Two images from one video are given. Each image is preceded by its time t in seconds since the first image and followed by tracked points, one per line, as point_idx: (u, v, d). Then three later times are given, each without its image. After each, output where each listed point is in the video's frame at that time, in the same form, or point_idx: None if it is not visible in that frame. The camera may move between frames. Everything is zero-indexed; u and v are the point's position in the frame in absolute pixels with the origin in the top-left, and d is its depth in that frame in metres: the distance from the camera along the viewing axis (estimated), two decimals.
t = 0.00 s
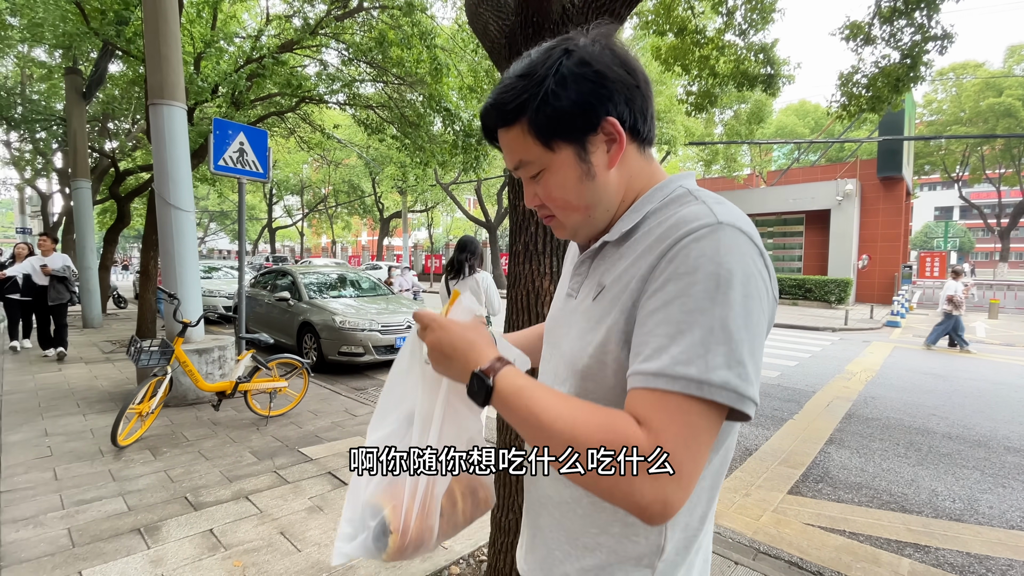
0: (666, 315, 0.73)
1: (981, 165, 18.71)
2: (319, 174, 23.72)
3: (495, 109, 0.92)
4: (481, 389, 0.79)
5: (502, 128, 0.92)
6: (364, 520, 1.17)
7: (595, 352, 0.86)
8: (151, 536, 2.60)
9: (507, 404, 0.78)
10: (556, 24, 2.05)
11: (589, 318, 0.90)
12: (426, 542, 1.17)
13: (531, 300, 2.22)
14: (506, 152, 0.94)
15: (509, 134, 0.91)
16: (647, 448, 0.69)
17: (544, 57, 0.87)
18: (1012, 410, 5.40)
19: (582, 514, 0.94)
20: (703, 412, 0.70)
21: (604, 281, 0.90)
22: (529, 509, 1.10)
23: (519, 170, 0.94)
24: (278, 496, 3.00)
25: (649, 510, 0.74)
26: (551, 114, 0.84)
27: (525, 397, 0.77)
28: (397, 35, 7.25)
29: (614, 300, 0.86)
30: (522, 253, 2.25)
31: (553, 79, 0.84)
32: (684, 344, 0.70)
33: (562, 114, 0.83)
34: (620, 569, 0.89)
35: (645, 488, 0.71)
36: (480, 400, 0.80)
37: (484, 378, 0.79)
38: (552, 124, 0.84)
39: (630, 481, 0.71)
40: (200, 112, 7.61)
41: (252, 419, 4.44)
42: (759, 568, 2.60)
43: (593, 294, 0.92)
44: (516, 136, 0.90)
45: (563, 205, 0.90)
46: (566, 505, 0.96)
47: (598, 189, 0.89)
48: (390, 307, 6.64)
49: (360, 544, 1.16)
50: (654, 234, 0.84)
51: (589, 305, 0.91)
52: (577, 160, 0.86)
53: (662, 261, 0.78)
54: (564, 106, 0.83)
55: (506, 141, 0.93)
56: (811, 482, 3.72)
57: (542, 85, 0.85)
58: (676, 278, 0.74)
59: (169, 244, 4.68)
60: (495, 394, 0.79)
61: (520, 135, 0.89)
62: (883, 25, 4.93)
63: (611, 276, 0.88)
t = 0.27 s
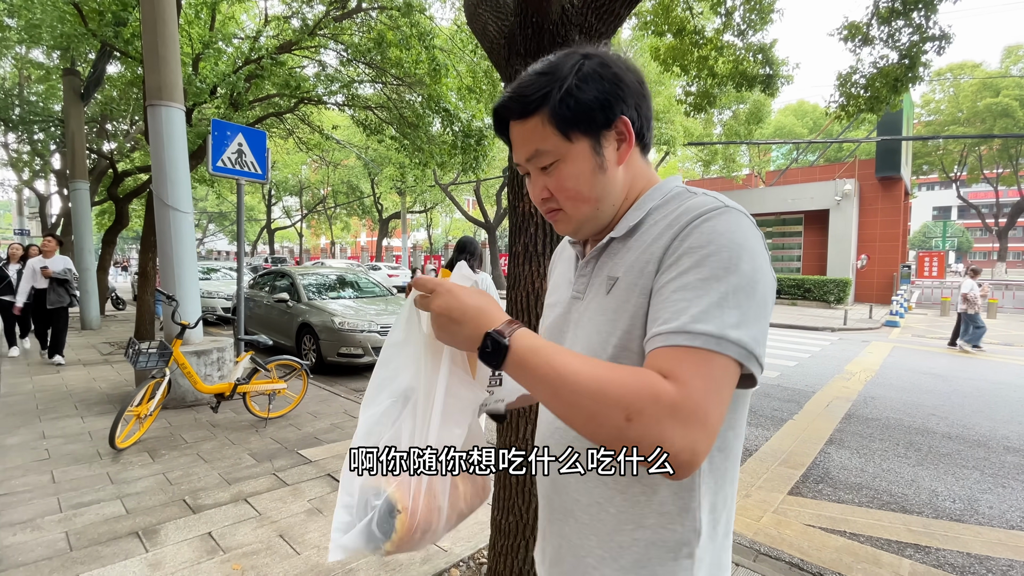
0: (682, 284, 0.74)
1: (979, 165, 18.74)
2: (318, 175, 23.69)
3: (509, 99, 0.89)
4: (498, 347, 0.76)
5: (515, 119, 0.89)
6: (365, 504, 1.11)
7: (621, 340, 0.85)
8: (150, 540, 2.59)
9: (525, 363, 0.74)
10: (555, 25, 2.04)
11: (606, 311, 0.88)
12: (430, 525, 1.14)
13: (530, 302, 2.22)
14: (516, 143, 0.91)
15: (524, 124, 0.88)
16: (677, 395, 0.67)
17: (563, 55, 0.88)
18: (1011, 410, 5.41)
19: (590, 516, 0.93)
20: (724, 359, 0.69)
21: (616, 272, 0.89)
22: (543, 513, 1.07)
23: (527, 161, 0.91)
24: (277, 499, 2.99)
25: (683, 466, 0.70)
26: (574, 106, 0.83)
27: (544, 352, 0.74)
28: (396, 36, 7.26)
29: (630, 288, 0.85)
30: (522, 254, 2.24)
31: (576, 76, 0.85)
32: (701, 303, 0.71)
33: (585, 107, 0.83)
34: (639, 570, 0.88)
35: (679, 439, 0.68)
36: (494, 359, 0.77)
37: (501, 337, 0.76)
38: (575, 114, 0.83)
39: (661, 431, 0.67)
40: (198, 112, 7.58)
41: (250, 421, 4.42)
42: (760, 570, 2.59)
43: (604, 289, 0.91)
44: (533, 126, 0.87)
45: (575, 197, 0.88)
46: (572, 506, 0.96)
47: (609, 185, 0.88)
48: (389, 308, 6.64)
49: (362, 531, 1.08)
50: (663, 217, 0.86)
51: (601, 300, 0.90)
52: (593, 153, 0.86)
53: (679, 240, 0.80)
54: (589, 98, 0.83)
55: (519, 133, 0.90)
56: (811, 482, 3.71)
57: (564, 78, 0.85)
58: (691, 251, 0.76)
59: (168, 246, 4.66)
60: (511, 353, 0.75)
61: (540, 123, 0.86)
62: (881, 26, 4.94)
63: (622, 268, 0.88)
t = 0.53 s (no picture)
0: (706, 264, 0.75)
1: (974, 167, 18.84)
2: (315, 177, 23.67)
3: (517, 90, 0.89)
4: (546, 329, 0.74)
5: (523, 109, 0.88)
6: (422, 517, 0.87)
7: (648, 327, 0.84)
8: (145, 544, 2.57)
9: (576, 345, 0.73)
10: (552, 27, 2.05)
11: (624, 304, 0.88)
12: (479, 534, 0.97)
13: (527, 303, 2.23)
14: (521, 134, 0.90)
15: (535, 113, 0.87)
16: (738, 361, 0.68)
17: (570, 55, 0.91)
18: (1007, 410, 5.43)
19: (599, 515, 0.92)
20: (762, 323, 0.70)
21: (628, 263, 0.89)
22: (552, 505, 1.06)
23: (532, 155, 0.89)
24: (273, 502, 2.98)
25: (749, 431, 0.70)
26: (588, 100, 0.85)
27: (596, 330, 0.73)
28: (393, 39, 7.26)
29: (648, 276, 0.86)
30: (519, 256, 2.25)
31: (585, 75, 0.88)
32: (730, 279, 0.72)
33: (600, 100, 0.86)
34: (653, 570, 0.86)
35: (745, 401, 0.68)
36: (542, 343, 0.74)
37: (549, 317, 0.74)
38: (587, 108, 0.85)
39: (731, 395, 0.67)
40: (195, 115, 7.56)
41: (247, 424, 4.40)
42: (758, 571, 2.59)
43: (615, 282, 0.91)
44: (544, 117, 0.86)
45: (585, 189, 0.88)
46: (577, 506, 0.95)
47: (614, 180, 0.90)
48: (386, 310, 6.63)
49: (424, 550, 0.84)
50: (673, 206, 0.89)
51: (614, 293, 0.90)
52: (604, 146, 0.87)
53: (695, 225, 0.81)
54: (603, 93, 0.86)
55: (526, 124, 0.89)
56: (809, 483, 3.72)
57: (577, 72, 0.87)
58: (708, 234, 0.78)
59: (164, 248, 4.65)
60: (561, 335, 0.73)
61: (553, 115, 0.86)
62: (876, 28, 4.96)
63: (635, 259, 0.88)
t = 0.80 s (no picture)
0: (750, 280, 0.72)
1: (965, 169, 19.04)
2: (309, 180, 23.63)
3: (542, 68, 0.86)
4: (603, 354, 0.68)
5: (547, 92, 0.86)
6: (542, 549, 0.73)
7: (673, 339, 0.81)
8: (137, 550, 2.55)
9: (634, 374, 0.67)
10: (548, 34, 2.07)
11: (645, 316, 0.84)
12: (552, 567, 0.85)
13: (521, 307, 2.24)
14: (542, 117, 0.87)
15: (560, 95, 0.84)
16: (807, 394, 0.64)
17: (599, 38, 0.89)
18: (998, 411, 5.48)
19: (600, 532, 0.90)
20: (817, 348, 0.67)
21: (652, 272, 0.86)
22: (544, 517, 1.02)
23: (553, 141, 0.86)
24: (266, 507, 2.96)
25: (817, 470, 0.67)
26: (620, 87, 0.83)
27: (654, 357, 0.67)
28: (388, 42, 7.28)
29: (676, 289, 0.82)
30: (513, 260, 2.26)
31: (618, 60, 0.85)
32: (780, 298, 0.69)
33: (632, 87, 0.84)
34: None
35: (816, 437, 0.65)
36: (596, 369, 0.68)
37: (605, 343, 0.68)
38: (619, 94, 0.83)
39: (805, 432, 0.64)
40: (188, 118, 7.53)
41: (240, 429, 4.38)
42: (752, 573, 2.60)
43: (636, 293, 0.87)
44: (571, 102, 0.84)
45: (607, 181, 0.86)
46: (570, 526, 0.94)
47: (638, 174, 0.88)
48: (381, 313, 6.61)
49: None
50: (702, 215, 0.86)
51: (636, 305, 0.86)
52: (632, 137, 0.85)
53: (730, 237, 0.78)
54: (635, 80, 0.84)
55: (550, 107, 0.86)
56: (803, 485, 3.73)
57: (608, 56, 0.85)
58: (749, 248, 0.75)
59: (157, 252, 4.62)
60: (615, 361, 0.68)
61: (581, 99, 0.83)
62: (867, 33, 5.02)
63: (659, 269, 0.85)
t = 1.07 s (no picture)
0: (808, 299, 0.70)
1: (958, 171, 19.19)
2: (305, 182, 23.61)
3: (569, 41, 0.82)
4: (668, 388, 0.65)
5: (574, 69, 0.81)
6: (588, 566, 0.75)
7: (711, 360, 0.81)
8: (131, 554, 2.55)
9: (702, 414, 0.64)
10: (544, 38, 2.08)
11: (681, 333, 0.84)
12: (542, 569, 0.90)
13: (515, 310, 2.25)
14: (568, 98, 0.83)
15: (590, 77, 0.80)
16: (894, 437, 0.62)
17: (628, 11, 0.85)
18: (992, 411, 5.52)
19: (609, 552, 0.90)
20: (887, 376, 0.65)
21: (686, 282, 0.86)
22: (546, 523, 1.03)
23: (579, 124, 0.83)
24: (261, 511, 2.96)
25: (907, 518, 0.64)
26: (655, 67, 0.80)
27: (726, 395, 0.64)
28: (382, 45, 7.30)
29: (717, 303, 0.81)
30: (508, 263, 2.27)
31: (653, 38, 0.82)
32: (843, 319, 0.67)
33: (667, 71, 0.81)
34: None
35: (906, 484, 0.63)
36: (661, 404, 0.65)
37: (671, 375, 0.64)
38: (654, 75, 0.80)
39: (892, 476, 0.62)
40: (182, 121, 7.51)
41: (235, 432, 4.36)
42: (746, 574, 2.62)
43: (667, 304, 0.87)
44: (602, 81, 0.80)
45: (637, 174, 0.83)
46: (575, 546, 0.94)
47: (668, 168, 0.86)
48: (376, 316, 6.61)
49: None
50: (742, 223, 0.84)
51: (669, 318, 0.85)
52: (665, 126, 0.82)
53: (778, 249, 0.77)
54: (669, 64, 0.81)
55: (577, 85, 0.82)
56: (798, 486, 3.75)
57: (642, 36, 0.81)
58: (803, 261, 0.74)
59: (152, 256, 4.61)
60: (682, 399, 0.65)
61: (614, 79, 0.80)
62: (859, 36, 5.06)
63: (695, 279, 0.85)
